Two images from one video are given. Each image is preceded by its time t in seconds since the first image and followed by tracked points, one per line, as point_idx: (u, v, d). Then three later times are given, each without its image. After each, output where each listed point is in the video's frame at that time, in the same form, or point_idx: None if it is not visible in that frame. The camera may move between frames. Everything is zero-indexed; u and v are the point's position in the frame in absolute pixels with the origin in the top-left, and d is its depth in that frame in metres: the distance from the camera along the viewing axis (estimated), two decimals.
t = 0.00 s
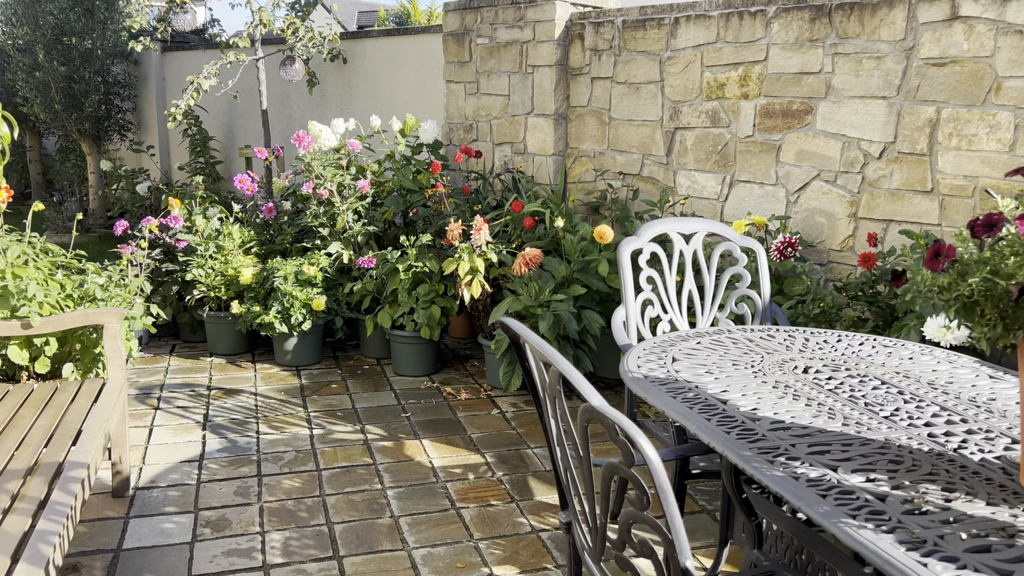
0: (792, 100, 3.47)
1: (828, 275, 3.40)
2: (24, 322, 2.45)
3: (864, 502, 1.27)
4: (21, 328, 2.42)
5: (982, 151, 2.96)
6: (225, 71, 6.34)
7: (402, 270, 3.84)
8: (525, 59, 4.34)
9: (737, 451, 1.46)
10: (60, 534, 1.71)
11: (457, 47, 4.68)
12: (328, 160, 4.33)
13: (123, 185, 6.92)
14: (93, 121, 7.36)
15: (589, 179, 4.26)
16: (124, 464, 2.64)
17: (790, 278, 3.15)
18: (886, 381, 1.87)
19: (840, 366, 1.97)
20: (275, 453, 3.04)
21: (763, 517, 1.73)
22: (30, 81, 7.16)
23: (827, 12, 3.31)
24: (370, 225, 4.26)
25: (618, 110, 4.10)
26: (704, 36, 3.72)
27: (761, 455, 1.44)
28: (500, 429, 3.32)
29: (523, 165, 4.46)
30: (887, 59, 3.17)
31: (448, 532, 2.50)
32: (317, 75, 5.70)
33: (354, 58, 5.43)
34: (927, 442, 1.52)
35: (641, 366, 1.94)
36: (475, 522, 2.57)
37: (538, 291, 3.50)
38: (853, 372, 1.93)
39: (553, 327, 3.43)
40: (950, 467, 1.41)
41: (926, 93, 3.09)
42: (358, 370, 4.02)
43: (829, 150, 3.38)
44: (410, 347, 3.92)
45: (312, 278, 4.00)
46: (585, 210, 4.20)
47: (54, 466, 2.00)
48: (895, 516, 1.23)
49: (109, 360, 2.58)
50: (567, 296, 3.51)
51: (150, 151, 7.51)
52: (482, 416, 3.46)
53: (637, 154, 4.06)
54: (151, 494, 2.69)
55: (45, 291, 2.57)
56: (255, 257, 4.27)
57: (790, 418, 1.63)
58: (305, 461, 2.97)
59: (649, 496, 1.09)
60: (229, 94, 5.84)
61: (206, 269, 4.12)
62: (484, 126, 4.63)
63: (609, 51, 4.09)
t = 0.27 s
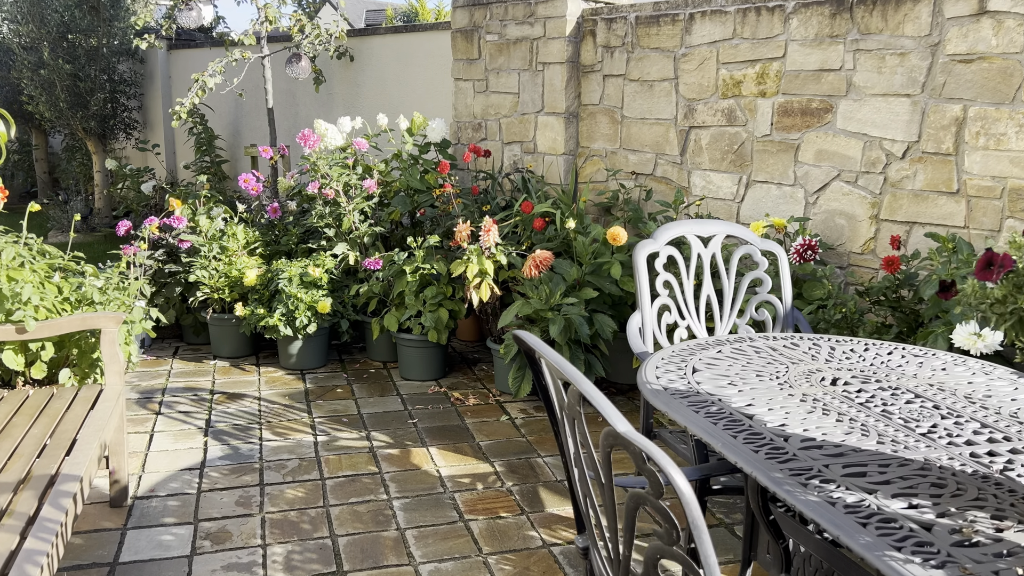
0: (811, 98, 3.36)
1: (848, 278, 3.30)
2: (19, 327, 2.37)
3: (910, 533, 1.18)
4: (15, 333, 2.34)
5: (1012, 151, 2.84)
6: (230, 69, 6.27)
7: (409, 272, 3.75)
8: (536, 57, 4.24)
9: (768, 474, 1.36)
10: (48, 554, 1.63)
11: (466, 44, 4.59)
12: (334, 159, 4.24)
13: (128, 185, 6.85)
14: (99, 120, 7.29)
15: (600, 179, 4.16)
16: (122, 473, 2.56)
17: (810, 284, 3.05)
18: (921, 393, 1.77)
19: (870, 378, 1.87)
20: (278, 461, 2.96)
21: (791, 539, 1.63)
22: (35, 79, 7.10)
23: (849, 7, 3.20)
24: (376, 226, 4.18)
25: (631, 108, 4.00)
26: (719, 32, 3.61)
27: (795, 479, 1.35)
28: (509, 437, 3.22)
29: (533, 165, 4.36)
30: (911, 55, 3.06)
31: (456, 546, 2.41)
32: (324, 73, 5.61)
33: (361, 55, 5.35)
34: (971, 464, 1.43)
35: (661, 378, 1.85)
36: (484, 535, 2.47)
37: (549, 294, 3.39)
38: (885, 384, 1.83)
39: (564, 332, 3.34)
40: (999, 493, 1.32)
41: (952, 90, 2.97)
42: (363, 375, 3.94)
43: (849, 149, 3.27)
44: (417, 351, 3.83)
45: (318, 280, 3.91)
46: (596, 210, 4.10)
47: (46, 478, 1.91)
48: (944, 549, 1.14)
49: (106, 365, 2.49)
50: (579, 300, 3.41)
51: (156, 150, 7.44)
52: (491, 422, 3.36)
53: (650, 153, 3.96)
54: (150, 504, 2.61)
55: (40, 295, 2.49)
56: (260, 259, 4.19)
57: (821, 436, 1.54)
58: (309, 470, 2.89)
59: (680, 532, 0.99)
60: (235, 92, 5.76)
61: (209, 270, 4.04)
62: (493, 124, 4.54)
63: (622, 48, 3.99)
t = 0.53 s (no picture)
0: (836, 99, 3.24)
1: (874, 286, 3.18)
2: (14, 335, 2.29)
3: None
4: (10, 342, 2.26)
5: None
6: (240, 69, 6.20)
7: (419, 277, 3.66)
8: (550, 56, 4.14)
9: (803, 508, 1.26)
10: None
11: (478, 43, 4.49)
12: (343, 161, 4.16)
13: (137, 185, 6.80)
14: (108, 119, 7.24)
15: (616, 182, 4.06)
16: (122, 486, 2.48)
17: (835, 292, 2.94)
18: (963, 416, 1.66)
19: (906, 398, 1.76)
20: (283, 473, 2.87)
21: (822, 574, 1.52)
22: (44, 78, 7.05)
23: (876, 4, 3.08)
24: (386, 229, 4.10)
25: (647, 109, 3.89)
26: (740, 31, 3.50)
27: (833, 515, 1.24)
28: (521, 449, 3.12)
29: (546, 167, 4.26)
30: (942, 54, 2.94)
31: (466, 566, 2.31)
32: (334, 72, 5.53)
33: (371, 54, 5.27)
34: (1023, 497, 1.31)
35: (684, 396, 1.74)
36: (495, 555, 2.37)
37: (562, 301, 3.29)
38: (923, 405, 1.72)
39: (578, 340, 3.24)
40: None
41: (985, 91, 2.84)
42: (372, 382, 3.85)
43: (876, 152, 3.15)
44: (427, 357, 3.74)
45: (326, 285, 3.83)
46: (611, 214, 4.00)
47: (37, 496, 1.83)
48: None
49: (105, 375, 2.41)
50: (594, 307, 3.30)
51: (166, 150, 7.39)
52: (502, 433, 3.26)
53: (668, 155, 3.85)
54: (151, 518, 2.53)
55: (37, 302, 2.41)
56: (268, 262, 4.11)
57: (858, 464, 1.43)
58: (314, 482, 2.80)
59: None
60: (244, 91, 5.69)
61: (216, 274, 3.97)
62: (505, 125, 4.44)
63: (638, 47, 3.88)
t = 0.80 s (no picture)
0: (862, 98, 3.14)
1: (901, 292, 3.07)
2: (17, 340, 2.23)
3: None
4: (13, 347, 2.20)
5: None
6: (252, 67, 6.16)
7: (431, 279, 3.59)
8: (566, 54, 4.05)
9: (842, 539, 1.17)
10: None
11: (493, 40, 4.41)
12: (355, 160, 4.09)
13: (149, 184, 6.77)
14: (121, 118, 7.22)
15: (632, 183, 3.97)
16: (126, 494, 2.42)
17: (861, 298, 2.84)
18: (1007, 435, 1.56)
19: (945, 415, 1.66)
20: (292, 480, 2.81)
21: None
22: (57, 76, 7.03)
23: None
24: (398, 230, 4.03)
25: (666, 108, 3.80)
26: (762, 28, 3.40)
27: (875, 547, 1.15)
28: (535, 457, 3.04)
29: (561, 167, 4.18)
30: (974, 52, 2.83)
31: None
32: (347, 70, 5.47)
33: (384, 52, 5.20)
34: None
35: (709, 412, 1.65)
36: (509, 569, 2.30)
37: (578, 305, 3.20)
38: (963, 422, 1.62)
39: (594, 345, 3.15)
40: None
41: (1019, 89, 2.73)
42: (383, 386, 3.78)
43: (903, 153, 3.05)
44: (439, 362, 3.66)
45: (336, 287, 3.76)
46: (628, 216, 3.91)
47: (35, 509, 1.77)
48: None
49: (110, 381, 2.35)
50: (610, 311, 3.21)
51: (178, 149, 7.36)
52: (516, 440, 3.19)
53: (686, 155, 3.76)
54: (156, 527, 2.47)
55: (41, 306, 2.36)
56: (278, 263, 4.05)
57: (898, 488, 1.34)
58: (323, 491, 2.73)
59: None
60: (256, 90, 5.64)
61: (226, 275, 3.91)
62: (520, 124, 4.36)
63: (657, 44, 3.80)
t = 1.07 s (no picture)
0: (891, 94, 3.04)
1: (931, 294, 2.97)
2: (20, 343, 2.17)
3: None
4: (16, 350, 2.14)
5: None
6: (263, 63, 6.09)
7: (444, 279, 3.51)
8: (583, 49, 3.97)
9: (900, 568, 1.08)
10: None
11: (507, 36, 4.33)
12: (367, 158, 4.02)
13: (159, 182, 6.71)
14: (130, 115, 7.17)
15: (651, 181, 3.89)
16: (134, 502, 2.35)
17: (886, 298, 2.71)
18: None
19: (994, 428, 1.57)
20: (303, 487, 2.73)
21: None
22: (66, 73, 6.98)
23: None
24: (411, 229, 3.95)
25: (685, 105, 3.71)
26: (786, 22, 3.31)
27: None
28: (553, 463, 2.96)
29: (578, 165, 4.09)
30: (1010, 46, 2.71)
31: None
32: (358, 67, 5.40)
33: (396, 49, 5.13)
34: None
35: (744, 423, 1.57)
36: None
37: (596, 307, 3.11)
38: (1014, 436, 1.53)
39: (612, 349, 3.07)
40: None
41: None
42: (395, 388, 3.70)
43: (934, 151, 2.94)
44: (453, 364, 3.58)
45: (348, 287, 3.69)
46: (647, 215, 3.82)
47: (37, 522, 1.70)
48: None
49: (116, 385, 2.29)
50: (629, 313, 3.12)
51: (188, 146, 7.30)
52: (532, 445, 3.10)
53: (706, 153, 3.66)
54: (163, 535, 2.40)
55: (45, 308, 2.29)
56: (289, 262, 3.98)
57: (953, 510, 1.24)
58: (335, 498, 2.66)
59: None
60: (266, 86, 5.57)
61: (236, 275, 3.84)
62: (535, 121, 4.27)
63: (676, 39, 3.71)
